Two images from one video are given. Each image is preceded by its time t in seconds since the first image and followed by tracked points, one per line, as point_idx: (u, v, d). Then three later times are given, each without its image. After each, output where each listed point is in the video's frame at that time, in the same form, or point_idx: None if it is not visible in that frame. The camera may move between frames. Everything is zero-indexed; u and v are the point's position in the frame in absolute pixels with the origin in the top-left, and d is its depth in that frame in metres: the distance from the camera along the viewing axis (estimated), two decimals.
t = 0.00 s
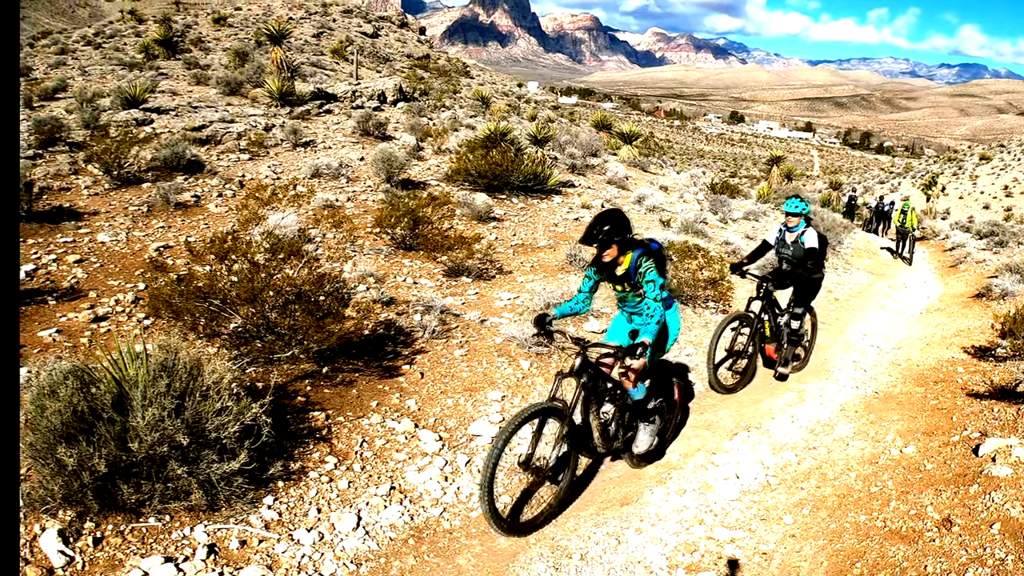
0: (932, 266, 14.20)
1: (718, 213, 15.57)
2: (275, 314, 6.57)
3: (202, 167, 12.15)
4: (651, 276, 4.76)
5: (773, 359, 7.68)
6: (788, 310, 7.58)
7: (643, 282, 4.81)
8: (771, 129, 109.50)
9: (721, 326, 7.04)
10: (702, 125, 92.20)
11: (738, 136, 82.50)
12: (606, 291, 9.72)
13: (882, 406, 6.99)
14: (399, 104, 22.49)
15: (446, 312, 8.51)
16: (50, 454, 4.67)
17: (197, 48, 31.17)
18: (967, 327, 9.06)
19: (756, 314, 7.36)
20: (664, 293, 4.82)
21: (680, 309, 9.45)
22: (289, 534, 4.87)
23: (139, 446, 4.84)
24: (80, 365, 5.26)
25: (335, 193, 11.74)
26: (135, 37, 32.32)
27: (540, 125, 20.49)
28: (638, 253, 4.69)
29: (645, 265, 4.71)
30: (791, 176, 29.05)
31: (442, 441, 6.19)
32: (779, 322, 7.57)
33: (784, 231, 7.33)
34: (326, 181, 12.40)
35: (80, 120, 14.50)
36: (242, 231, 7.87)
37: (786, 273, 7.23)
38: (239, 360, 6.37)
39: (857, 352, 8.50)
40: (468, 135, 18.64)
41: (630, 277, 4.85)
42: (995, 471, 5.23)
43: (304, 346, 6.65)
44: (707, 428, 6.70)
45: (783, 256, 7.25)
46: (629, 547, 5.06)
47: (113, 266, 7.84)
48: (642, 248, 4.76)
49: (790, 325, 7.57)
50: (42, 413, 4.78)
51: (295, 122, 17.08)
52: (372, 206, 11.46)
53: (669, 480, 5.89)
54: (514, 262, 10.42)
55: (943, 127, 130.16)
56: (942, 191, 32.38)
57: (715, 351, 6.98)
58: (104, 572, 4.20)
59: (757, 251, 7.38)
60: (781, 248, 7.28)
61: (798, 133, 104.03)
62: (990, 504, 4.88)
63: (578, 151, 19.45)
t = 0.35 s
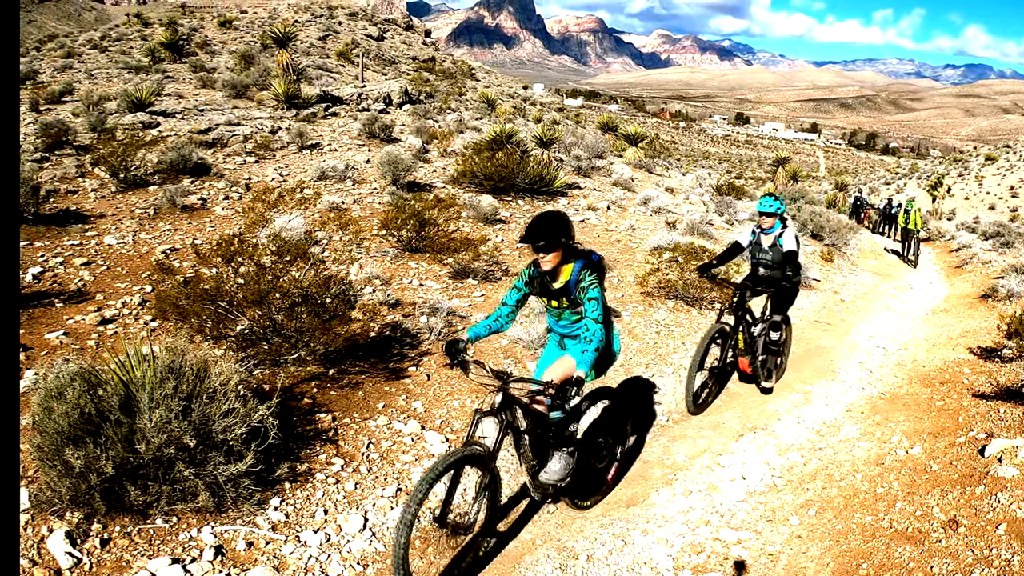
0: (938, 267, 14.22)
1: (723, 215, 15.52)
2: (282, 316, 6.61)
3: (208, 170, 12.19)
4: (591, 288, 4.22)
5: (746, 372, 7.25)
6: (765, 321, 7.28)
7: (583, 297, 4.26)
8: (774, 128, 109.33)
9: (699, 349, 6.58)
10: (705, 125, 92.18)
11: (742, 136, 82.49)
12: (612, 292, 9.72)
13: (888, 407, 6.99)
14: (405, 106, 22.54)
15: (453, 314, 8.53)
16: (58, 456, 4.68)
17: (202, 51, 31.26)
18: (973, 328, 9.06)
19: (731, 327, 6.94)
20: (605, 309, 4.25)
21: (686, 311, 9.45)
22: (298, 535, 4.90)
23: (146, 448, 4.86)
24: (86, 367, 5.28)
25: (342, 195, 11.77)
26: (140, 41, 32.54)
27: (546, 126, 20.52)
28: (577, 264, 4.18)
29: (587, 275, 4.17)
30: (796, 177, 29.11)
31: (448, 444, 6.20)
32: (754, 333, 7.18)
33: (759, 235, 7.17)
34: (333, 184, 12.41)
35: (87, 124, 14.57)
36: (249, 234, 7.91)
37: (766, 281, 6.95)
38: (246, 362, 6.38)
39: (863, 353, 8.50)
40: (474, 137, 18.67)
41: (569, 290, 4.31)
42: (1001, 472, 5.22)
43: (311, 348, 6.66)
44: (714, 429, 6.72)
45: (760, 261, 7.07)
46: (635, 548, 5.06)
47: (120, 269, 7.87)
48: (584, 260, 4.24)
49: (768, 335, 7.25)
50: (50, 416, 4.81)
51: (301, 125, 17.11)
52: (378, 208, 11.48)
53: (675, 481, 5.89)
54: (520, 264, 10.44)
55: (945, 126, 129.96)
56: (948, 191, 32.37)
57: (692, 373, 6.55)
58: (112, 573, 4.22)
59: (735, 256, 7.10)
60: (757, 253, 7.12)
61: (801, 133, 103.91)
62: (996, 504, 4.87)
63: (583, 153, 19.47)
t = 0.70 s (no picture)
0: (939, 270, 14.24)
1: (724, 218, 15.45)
2: (283, 318, 6.62)
3: (209, 171, 12.20)
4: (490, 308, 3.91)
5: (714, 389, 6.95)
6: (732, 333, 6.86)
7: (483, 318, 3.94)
8: (776, 130, 109.28)
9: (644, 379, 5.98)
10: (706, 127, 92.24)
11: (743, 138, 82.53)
12: (613, 295, 9.73)
13: (889, 410, 6.99)
14: (407, 108, 22.56)
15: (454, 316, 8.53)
16: (59, 457, 4.69)
17: (204, 52, 31.26)
18: (973, 331, 9.06)
19: (694, 342, 6.47)
20: (501, 332, 3.93)
21: (687, 313, 9.45)
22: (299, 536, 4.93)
23: (147, 449, 4.85)
24: (88, 368, 5.29)
25: (344, 197, 11.77)
26: (142, 41, 32.60)
27: (548, 128, 20.52)
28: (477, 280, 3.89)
29: (483, 292, 3.89)
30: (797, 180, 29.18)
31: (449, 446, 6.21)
32: (721, 347, 6.82)
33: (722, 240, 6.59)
34: (334, 186, 12.40)
35: (89, 125, 14.58)
36: (251, 236, 7.92)
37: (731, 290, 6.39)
38: (247, 363, 6.38)
39: (863, 356, 8.51)
40: (476, 139, 18.67)
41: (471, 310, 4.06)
42: (1002, 475, 5.21)
43: (312, 350, 6.64)
44: (714, 432, 6.73)
45: (724, 269, 6.51)
46: (635, 550, 5.07)
47: (121, 270, 7.87)
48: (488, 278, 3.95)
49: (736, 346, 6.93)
50: (51, 417, 4.81)
51: (302, 126, 17.10)
52: (380, 210, 11.48)
53: (675, 484, 5.90)
54: (521, 266, 10.44)
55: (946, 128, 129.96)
56: (949, 194, 32.39)
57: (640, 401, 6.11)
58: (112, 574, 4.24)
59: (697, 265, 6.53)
60: (721, 260, 6.54)
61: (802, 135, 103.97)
62: (996, 507, 4.87)
63: (585, 156, 19.49)
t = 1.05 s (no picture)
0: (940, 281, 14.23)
1: (725, 229, 15.36)
2: (285, 326, 6.63)
3: (212, 179, 12.22)
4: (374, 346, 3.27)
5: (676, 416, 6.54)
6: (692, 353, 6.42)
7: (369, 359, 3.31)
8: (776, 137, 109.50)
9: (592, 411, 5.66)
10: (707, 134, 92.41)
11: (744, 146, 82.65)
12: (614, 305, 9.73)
13: (890, 422, 6.98)
14: (408, 118, 22.63)
15: (455, 325, 8.53)
16: (60, 464, 4.68)
17: (207, 60, 31.37)
18: (974, 343, 9.05)
19: (648, 368, 5.84)
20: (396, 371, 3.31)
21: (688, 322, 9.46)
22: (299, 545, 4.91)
23: (148, 457, 4.84)
24: (89, 375, 5.29)
25: (345, 206, 11.78)
26: (145, 49, 32.74)
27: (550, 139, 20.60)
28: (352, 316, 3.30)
29: (364, 330, 3.26)
30: (798, 191, 29.20)
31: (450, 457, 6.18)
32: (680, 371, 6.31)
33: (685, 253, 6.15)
34: (336, 195, 12.40)
35: (91, 131, 14.63)
36: (253, 246, 7.94)
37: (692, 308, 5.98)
38: (248, 371, 6.38)
39: (864, 367, 8.50)
40: (478, 149, 18.70)
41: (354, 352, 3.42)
42: (1002, 486, 5.20)
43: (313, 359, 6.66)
44: (715, 442, 6.72)
45: (686, 284, 6.11)
46: (636, 561, 5.06)
47: (123, 277, 7.88)
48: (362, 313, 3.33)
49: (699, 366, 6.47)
50: (52, 423, 4.80)
51: (304, 135, 17.14)
52: (381, 219, 11.50)
53: (676, 494, 5.89)
54: (523, 276, 10.45)
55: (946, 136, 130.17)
56: (950, 205, 32.41)
57: (589, 438, 5.80)
58: None
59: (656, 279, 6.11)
60: (683, 274, 6.14)
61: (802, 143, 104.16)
62: (997, 519, 4.86)
63: (586, 166, 19.54)
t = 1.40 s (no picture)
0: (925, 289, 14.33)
1: (711, 237, 15.35)
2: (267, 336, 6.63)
3: (196, 187, 12.17)
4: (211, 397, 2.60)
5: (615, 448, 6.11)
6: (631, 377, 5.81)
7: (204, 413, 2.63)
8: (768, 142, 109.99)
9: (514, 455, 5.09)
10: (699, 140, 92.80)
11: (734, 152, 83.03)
12: (600, 314, 9.74)
13: (876, 431, 6.99)
14: (395, 127, 22.66)
15: (440, 335, 8.53)
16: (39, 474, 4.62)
17: (193, 68, 31.26)
18: (960, 351, 9.10)
19: (580, 396, 5.44)
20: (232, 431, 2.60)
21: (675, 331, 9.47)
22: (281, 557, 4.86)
23: (132, 467, 4.90)
24: (69, 386, 5.31)
25: (330, 215, 11.75)
26: (130, 57, 32.58)
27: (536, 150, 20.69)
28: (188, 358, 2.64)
29: (199, 377, 2.59)
30: (784, 201, 29.35)
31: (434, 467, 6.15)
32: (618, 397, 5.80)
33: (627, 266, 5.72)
34: (321, 204, 12.35)
35: (75, 139, 14.54)
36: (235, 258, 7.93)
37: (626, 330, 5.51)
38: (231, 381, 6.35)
39: (850, 376, 8.52)
40: (463, 159, 18.72)
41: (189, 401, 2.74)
42: (988, 495, 5.22)
43: (296, 369, 6.66)
44: (701, 452, 6.72)
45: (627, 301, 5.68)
46: (621, 571, 5.04)
47: (105, 286, 7.83)
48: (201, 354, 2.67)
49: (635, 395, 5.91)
50: (31, 433, 4.74)
51: (290, 144, 17.10)
52: (366, 228, 11.48)
53: (661, 504, 5.87)
54: (507, 285, 10.45)
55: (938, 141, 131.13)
56: (936, 214, 32.67)
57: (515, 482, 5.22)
58: None
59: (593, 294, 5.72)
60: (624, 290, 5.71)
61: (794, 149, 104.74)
62: (983, 527, 4.87)
63: (572, 175, 19.59)
